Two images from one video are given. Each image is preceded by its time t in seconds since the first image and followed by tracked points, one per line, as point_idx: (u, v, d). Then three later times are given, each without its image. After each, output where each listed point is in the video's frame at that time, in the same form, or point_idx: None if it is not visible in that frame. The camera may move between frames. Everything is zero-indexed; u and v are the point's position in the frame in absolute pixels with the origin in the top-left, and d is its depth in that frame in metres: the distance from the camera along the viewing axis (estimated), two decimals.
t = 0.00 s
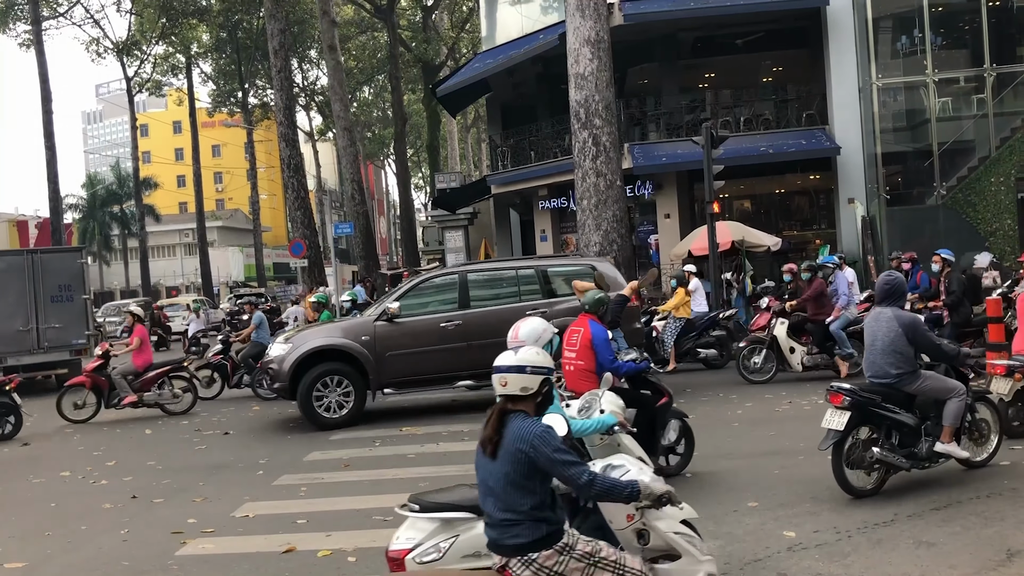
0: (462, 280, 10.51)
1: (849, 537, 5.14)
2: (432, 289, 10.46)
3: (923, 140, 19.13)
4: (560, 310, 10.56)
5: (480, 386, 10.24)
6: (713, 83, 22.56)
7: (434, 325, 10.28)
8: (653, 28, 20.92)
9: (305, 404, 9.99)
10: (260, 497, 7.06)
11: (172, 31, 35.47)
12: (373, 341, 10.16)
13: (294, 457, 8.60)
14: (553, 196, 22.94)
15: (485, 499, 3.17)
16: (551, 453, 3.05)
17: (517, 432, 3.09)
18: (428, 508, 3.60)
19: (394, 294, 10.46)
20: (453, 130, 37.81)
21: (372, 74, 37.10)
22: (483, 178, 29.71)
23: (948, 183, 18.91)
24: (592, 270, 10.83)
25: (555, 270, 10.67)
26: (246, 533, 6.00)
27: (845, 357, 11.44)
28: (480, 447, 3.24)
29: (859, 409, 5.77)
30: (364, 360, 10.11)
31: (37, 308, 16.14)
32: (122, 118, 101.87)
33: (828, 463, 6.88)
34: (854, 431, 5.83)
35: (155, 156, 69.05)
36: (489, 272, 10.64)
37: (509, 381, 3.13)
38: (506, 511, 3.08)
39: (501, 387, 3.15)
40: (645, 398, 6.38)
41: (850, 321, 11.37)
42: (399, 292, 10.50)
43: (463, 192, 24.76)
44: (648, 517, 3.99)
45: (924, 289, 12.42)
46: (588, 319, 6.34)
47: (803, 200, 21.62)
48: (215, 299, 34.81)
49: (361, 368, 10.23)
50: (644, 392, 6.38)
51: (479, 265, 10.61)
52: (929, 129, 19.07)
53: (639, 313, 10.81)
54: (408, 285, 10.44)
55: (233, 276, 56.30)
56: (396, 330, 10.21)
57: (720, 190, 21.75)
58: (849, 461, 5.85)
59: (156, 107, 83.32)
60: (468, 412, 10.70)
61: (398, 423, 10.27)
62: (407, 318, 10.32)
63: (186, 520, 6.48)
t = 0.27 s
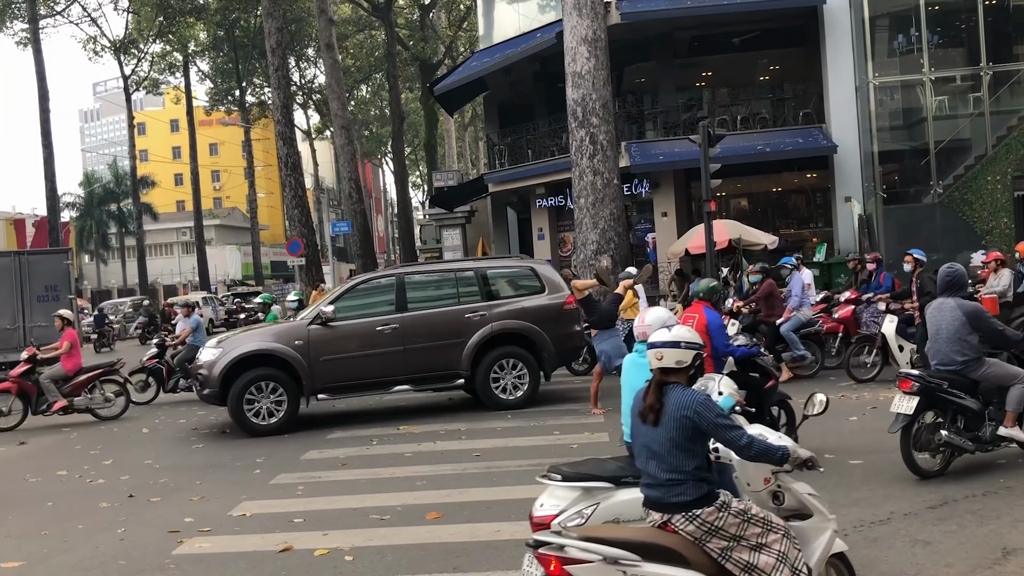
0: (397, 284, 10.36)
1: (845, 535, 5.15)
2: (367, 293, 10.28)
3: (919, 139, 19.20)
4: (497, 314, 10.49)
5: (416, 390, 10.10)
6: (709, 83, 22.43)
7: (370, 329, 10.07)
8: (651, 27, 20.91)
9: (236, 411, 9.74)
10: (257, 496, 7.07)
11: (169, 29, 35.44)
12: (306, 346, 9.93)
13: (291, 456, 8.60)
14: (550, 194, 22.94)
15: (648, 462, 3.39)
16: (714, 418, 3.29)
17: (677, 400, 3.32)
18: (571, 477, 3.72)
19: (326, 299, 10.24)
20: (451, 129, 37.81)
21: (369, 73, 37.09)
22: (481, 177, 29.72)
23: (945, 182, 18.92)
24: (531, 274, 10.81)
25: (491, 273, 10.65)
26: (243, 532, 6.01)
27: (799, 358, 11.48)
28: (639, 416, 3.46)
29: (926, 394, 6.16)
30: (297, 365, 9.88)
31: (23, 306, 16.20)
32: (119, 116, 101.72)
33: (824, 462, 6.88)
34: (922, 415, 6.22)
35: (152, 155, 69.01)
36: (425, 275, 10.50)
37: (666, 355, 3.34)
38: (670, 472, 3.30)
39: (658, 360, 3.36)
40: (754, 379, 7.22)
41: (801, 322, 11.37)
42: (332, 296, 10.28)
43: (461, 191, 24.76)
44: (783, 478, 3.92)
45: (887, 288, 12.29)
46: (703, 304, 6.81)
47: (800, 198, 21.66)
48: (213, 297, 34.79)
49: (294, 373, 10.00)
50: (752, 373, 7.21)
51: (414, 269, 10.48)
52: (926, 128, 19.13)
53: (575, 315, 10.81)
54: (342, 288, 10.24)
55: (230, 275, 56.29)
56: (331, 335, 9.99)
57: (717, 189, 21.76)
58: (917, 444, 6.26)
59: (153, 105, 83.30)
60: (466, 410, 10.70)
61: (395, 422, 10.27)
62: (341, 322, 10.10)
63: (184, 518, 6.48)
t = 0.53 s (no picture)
0: (321, 287, 10.04)
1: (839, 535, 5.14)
2: (288, 297, 9.93)
3: (914, 139, 19.20)
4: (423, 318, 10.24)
5: (336, 397, 9.81)
6: (704, 82, 22.45)
7: (290, 334, 9.76)
8: (646, 26, 20.91)
9: (146, 419, 9.35)
10: (251, 495, 7.05)
11: (164, 28, 35.37)
12: (223, 351, 9.57)
13: (285, 455, 8.58)
14: (545, 194, 22.92)
15: (762, 436, 3.75)
16: (827, 396, 3.62)
17: (791, 379, 3.68)
18: (689, 450, 4.09)
19: (246, 301, 9.88)
20: (446, 129, 37.76)
21: (365, 72, 37.02)
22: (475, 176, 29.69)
23: (939, 182, 18.93)
24: (459, 278, 10.61)
25: (418, 277, 10.38)
26: (237, 531, 5.99)
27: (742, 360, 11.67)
28: (753, 394, 3.83)
29: (987, 381, 6.55)
30: (213, 371, 9.53)
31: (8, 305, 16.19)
32: (112, 114, 101.32)
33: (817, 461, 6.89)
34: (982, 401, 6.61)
35: (146, 153, 68.80)
36: (351, 278, 10.19)
37: (780, 338, 3.69)
38: (785, 444, 3.66)
39: (772, 343, 3.71)
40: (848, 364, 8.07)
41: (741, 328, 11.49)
42: (253, 299, 9.92)
43: (456, 190, 24.76)
44: (878, 451, 4.21)
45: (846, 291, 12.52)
46: (800, 296, 7.64)
47: (795, 198, 21.71)
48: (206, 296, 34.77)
49: (211, 379, 9.65)
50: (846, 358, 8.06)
51: (338, 271, 10.16)
52: (920, 128, 19.13)
53: (503, 319, 10.60)
54: (263, 291, 9.88)
55: (225, 274, 56.17)
56: (250, 339, 9.66)
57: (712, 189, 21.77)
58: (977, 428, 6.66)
59: (148, 103, 83.07)
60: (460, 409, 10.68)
61: (389, 421, 10.24)
62: (259, 326, 9.77)
63: (177, 518, 6.46)
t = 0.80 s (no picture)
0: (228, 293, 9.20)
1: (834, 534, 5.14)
2: (193, 303, 9.09)
3: (908, 139, 19.25)
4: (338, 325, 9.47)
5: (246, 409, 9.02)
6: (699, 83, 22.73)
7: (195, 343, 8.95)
8: (641, 27, 20.93)
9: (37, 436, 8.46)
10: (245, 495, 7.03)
11: (159, 28, 35.26)
12: (125, 359, 8.76)
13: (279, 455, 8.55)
14: (540, 194, 22.93)
15: (847, 415, 3.86)
16: (909, 377, 3.77)
17: (877, 361, 3.83)
18: (797, 427, 4.08)
19: (146, 308, 9.03)
20: (441, 128, 37.72)
21: (360, 71, 36.98)
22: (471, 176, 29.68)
23: (934, 182, 19.07)
24: (378, 283, 9.81)
25: (332, 282, 9.58)
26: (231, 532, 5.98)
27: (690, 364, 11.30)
28: (838, 375, 3.94)
29: None
30: (112, 382, 8.69)
31: None
32: (107, 114, 101.04)
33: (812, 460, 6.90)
34: None
35: (141, 153, 68.64)
36: (261, 283, 9.37)
37: (870, 324, 3.84)
38: (870, 421, 3.79)
39: (861, 328, 3.86)
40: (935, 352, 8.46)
41: (688, 331, 11.20)
42: (153, 305, 9.06)
43: (452, 189, 24.75)
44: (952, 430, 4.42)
45: (812, 293, 12.29)
46: (887, 285, 7.78)
47: (789, 198, 21.76)
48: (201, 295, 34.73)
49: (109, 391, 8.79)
50: (933, 347, 8.39)
51: (246, 275, 9.32)
52: (914, 128, 19.19)
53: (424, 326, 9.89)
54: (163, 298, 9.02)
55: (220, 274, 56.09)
56: (152, 349, 8.85)
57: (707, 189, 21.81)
58: None
59: (143, 103, 82.92)
60: (455, 409, 10.67)
61: (384, 421, 10.22)
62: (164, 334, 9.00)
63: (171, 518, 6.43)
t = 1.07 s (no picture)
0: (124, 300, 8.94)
1: (830, 533, 5.14)
2: (87, 312, 8.82)
3: (904, 139, 19.32)
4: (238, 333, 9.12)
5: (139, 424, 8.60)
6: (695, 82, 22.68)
7: (88, 353, 8.66)
8: (638, 26, 20.92)
9: None
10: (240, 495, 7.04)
11: (154, 27, 35.17)
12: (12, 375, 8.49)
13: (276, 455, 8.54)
14: (536, 193, 22.91)
15: (919, 396, 4.13)
16: (979, 359, 4.03)
17: (947, 346, 4.10)
18: (887, 408, 4.42)
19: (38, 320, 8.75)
20: (437, 128, 37.69)
21: (356, 71, 36.95)
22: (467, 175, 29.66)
23: (929, 181, 19.13)
24: (285, 288, 9.48)
25: (233, 288, 9.28)
26: (228, 531, 5.98)
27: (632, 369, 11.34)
28: (909, 360, 4.22)
29: None
30: None
31: None
32: (103, 113, 100.82)
33: (808, 459, 6.90)
34: None
35: (137, 152, 68.51)
36: (159, 290, 9.09)
37: (938, 311, 4.14)
38: (941, 401, 4.05)
39: (931, 315, 4.16)
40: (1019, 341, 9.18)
41: (632, 334, 11.10)
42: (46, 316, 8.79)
43: (448, 188, 24.74)
44: None
45: (780, 294, 11.87)
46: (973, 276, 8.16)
47: (786, 197, 21.77)
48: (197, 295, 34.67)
49: None
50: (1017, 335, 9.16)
51: (142, 283, 9.05)
52: (910, 128, 19.26)
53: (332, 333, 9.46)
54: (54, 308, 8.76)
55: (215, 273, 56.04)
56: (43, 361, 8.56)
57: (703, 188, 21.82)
58: None
59: (139, 103, 82.80)
60: (450, 408, 10.66)
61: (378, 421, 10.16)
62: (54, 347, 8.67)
63: (168, 518, 6.43)
